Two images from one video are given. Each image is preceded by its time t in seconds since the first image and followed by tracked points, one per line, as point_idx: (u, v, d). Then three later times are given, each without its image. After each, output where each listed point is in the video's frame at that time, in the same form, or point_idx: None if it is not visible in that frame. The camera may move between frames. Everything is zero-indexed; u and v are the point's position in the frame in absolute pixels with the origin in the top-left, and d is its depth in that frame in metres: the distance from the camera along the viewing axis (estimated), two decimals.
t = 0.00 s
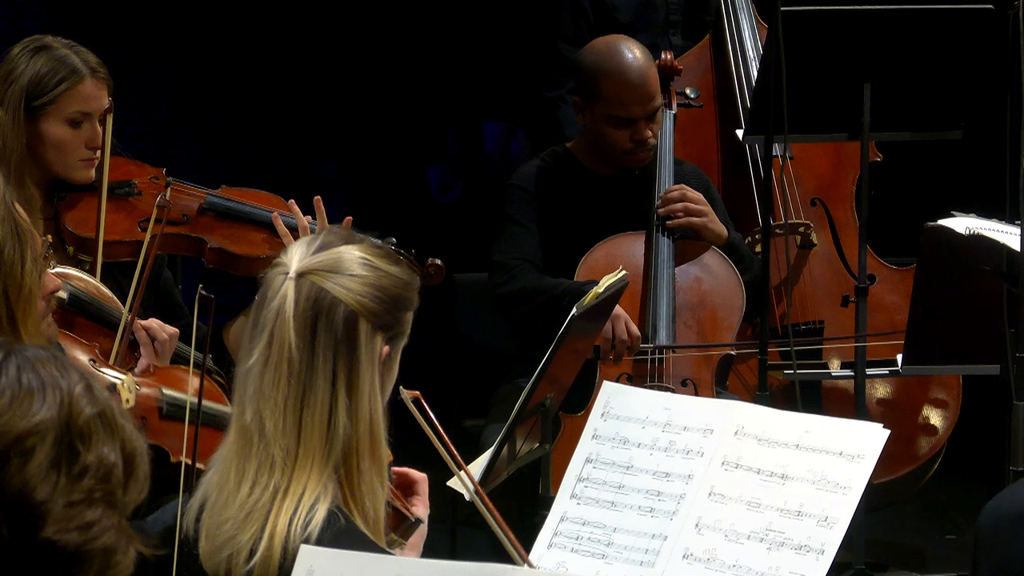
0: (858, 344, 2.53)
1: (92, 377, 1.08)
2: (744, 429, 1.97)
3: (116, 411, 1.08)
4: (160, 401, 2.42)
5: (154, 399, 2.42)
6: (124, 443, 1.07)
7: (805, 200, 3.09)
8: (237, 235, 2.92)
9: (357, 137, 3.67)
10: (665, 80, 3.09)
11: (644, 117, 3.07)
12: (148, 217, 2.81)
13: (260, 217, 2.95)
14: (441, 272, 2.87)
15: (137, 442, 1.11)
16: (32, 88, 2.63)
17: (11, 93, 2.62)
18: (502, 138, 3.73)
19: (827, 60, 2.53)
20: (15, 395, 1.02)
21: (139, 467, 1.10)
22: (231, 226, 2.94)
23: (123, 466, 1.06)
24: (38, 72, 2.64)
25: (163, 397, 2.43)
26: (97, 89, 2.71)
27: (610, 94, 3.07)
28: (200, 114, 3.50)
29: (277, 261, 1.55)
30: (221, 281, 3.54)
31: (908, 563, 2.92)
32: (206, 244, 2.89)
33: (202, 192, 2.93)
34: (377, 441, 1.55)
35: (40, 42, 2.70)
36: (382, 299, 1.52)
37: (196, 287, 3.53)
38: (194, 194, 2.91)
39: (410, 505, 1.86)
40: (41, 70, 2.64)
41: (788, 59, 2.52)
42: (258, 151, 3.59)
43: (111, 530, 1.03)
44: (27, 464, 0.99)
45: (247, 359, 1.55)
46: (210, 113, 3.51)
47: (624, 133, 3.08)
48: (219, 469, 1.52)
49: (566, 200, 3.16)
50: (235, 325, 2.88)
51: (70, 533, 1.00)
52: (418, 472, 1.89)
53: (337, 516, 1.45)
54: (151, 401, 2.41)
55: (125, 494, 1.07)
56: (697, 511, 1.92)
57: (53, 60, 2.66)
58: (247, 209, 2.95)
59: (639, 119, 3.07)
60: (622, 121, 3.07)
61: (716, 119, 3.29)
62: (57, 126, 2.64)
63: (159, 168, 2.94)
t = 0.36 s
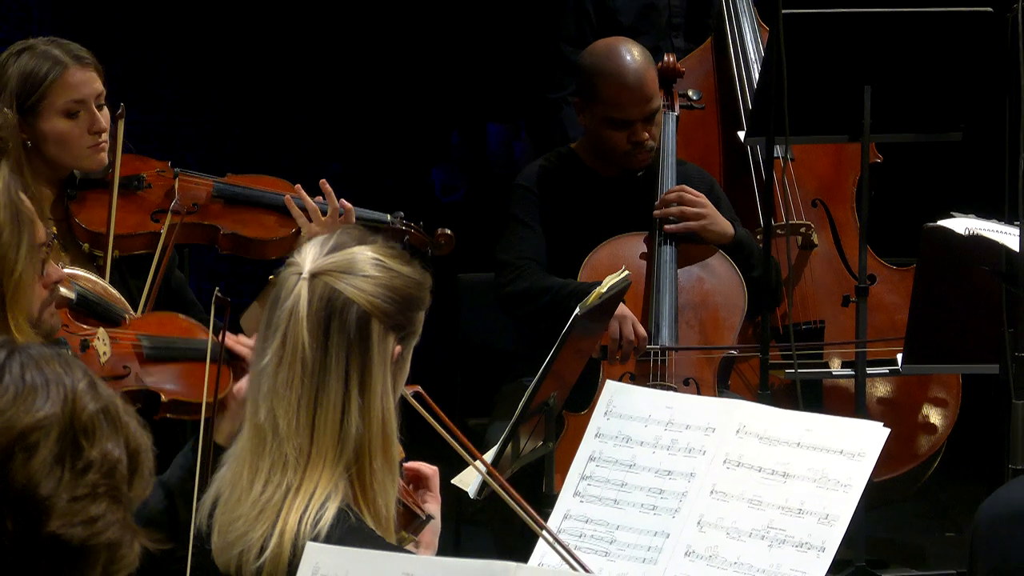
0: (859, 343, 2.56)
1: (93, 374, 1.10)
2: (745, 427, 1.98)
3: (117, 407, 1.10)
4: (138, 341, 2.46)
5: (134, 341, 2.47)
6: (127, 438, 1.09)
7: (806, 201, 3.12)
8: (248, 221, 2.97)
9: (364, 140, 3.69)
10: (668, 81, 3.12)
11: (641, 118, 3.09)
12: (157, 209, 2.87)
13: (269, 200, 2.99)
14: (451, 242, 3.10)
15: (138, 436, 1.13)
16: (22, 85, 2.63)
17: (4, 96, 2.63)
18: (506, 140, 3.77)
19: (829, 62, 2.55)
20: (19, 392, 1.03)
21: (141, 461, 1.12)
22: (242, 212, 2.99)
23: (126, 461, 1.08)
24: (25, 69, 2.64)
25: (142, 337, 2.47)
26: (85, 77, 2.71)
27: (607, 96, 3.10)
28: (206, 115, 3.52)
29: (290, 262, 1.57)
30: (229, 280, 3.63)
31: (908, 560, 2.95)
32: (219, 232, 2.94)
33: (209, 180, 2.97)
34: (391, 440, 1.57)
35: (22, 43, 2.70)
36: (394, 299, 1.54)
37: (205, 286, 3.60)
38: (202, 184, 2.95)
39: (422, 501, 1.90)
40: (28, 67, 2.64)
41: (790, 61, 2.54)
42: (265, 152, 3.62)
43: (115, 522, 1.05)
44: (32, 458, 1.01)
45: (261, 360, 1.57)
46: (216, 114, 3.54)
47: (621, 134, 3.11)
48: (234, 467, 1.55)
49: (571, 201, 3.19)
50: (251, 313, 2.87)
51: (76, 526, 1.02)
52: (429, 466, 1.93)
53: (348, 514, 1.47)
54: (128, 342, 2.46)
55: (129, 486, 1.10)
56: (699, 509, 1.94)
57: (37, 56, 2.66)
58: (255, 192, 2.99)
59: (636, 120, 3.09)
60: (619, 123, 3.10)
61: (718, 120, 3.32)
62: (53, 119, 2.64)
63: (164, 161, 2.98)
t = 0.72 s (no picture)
0: (860, 342, 2.59)
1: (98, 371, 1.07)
2: (747, 426, 2.01)
3: (123, 403, 1.07)
4: (141, 337, 2.45)
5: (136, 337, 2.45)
6: (134, 434, 1.07)
7: (807, 201, 3.15)
8: (251, 216, 3.01)
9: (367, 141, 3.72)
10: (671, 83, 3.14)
11: (641, 118, 3.12)
12: (165, 206, 2.89)
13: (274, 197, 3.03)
14: (447, 238, 3.17)
15: (145, 431, 1.10)
16: (33, 90, 2.66)
17: (13, 98, 2.67)
18: (509, 141, 3.82)
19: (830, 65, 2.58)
20: (26, 390, 1.00)
21: (148, 457, 1.10)
22: (246, 207, 3.02)
23: (133, 457, 1.06)
24: (37, 74, 2.68)
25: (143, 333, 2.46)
26: (98, 87, 2.74)
27: (607, 96, 3.12)
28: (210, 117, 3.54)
29: (294, 263, 1.57)
30: (234, 280, 3.67)
31: (908, 557, 2.98)
32: (225, 230, 2.97)
33: (212, 178, 3.00)
34: (395, 439, 1.57)
35: (38, 47, 2.74)
36: (396, 300, 1.55)
37: (211, 286, 3.63)
38: (206, 181, 2.99)
39: (433, 491, 1.94)
40: (39, 72, 2.68)
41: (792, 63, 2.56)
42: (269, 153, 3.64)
43: (123, 520, 1.03)
44: (40, 457, 0.98)
45: (264, 360, 1.57)
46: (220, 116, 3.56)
47: (621, 134, 3.13)
48: (240, 466, 1.55)
49: (574, 201, 3.22)
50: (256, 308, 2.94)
51: (84, 524, 0.99)
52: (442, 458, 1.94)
53: (353, 513, 1.48)
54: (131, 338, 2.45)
55: (137, 482, 1.07)
56: (701, 507, 1.95)
57: (51, 62, 2.69)
58: (258, 189, 3.03)
59: (636, 120, 3.12)
60: (619, 123, 3.12)
61: (720, 121, 3.34)
62: (60, 126, 2.67)
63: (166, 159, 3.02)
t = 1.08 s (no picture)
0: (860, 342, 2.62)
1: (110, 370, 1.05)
2: (749, 425, 2.03)
3: (134, 403, 1.05)
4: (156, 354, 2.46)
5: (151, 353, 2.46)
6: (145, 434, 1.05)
7: (807, 202, 3.18)
8: (251, 226, 3.06)
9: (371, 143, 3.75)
10: (673, 86, 3.16)
11: (641, 118, 3.14)
12: (168, 215, 2.91)
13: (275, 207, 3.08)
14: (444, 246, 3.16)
15: (155, 431, 1.08)
16: (48, 93, 2.68)
17: (29, 97, 2.68)
18: (513, 143, 3.82)
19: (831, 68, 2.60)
20: (41, 391, 0.99)
21: (158, 456, 1.08)
22: (245, 218, 3.08)
23: (144, 457, 1.04)
24: (56, 77, 2.70)
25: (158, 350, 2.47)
26: (115, 99, 2.77)
27: (607, 97, 3.14)
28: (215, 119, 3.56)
29: (304, 264, 1.60)
30: (240, 280, 3.70)
31: (908, 555, 3.00)
32: (227, 239, 3.03)
33: (212, 188, 3.03)
34: (400, 440, 1.59)
35: (63, 51, 2.77)
36: (403, 301, 1.57)
37: (217, 286, 3.67)
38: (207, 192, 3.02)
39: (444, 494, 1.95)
40: (59, 76, 2.70)
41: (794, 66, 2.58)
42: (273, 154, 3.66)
43: (134, 519, 1.01)
44: (55, 456, 0.96)
45: (274, 359, 1.60)
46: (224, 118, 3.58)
47: (621, 134, 3.16)
48: (248, 465, 1.57)
49: (577, 202, 3.24)
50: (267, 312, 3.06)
51: (98, 522, 0.98)
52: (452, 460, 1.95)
53: (357, 511, 1.50)
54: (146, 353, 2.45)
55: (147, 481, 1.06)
56: (702, 504, 1.98)
57: (72, 67, 2.72)
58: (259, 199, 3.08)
59: (636, 121, 3.14)
60: (619, 123, 3.15)
61: (722, 123, 3.37)
62: (71, 129, 2.69)
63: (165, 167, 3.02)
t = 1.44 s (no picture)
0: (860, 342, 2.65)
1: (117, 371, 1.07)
2: (750, 424, 2.06)
3: (141, 402, 1.06)
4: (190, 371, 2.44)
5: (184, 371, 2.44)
6: (152, 432, 1.05)
7: (808, 203, 3.20)
8: (260, 234, 3.06)
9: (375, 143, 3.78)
10: (675, 88, 3.19)
11: (643, 121, 3.17)
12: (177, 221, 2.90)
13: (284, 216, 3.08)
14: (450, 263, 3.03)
15: (163, 430, 1.10)
16: (66, 97, 2.72)
17: (46, 100, 2.72)
18: (517, 144, 3.87)
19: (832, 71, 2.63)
20: (48, 388, 1.00)
21: (166, 455, 1.09)
22: (255, 225, 3.07)
23: (152, 454, 1.05)
24: (73, 82, 2.73)
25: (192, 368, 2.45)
26: (131, 105, 2.78)
27: (611, 99, 3.17)
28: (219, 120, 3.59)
29: (317, 264, 1.62)
30: (246, 281, 3.73)
31: (908, 553, 3.03)
32: (236, 246, 3.03)
33: (223, 197, 3.04)
34: (410, 438, 1.62)
35: (82, 54, 2.81)
36: (416, 300, 1.59)
37: (224, 287, 3.71)
38: (217, 198, 3.03)
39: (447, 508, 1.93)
40: (75, 80, 2.73)
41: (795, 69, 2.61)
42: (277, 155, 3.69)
43: (141, 516, 1.02)
44: (61, 451, 0.98)
45: (286, 358, 1.62)
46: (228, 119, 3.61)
47: (624, 135, 3.19)
48: (260, 461, 1.60)
49: (580, 203, 3.27)
50: (269, 319, 3.07)
51: (103, 518, 0.99)
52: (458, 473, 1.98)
53: (366, 507, 1.53)
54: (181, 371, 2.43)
55: (155, 479, 1.06)
56: (704, 502, 2.00)
57: (89, 72, 2.75)
58: (268, 207, 3.08)
59: (638, 122, 3.17)
60: (622, 125, 3.18)
61: (723, 124, 3.39)
62: (86, 133, 2.73)
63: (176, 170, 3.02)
